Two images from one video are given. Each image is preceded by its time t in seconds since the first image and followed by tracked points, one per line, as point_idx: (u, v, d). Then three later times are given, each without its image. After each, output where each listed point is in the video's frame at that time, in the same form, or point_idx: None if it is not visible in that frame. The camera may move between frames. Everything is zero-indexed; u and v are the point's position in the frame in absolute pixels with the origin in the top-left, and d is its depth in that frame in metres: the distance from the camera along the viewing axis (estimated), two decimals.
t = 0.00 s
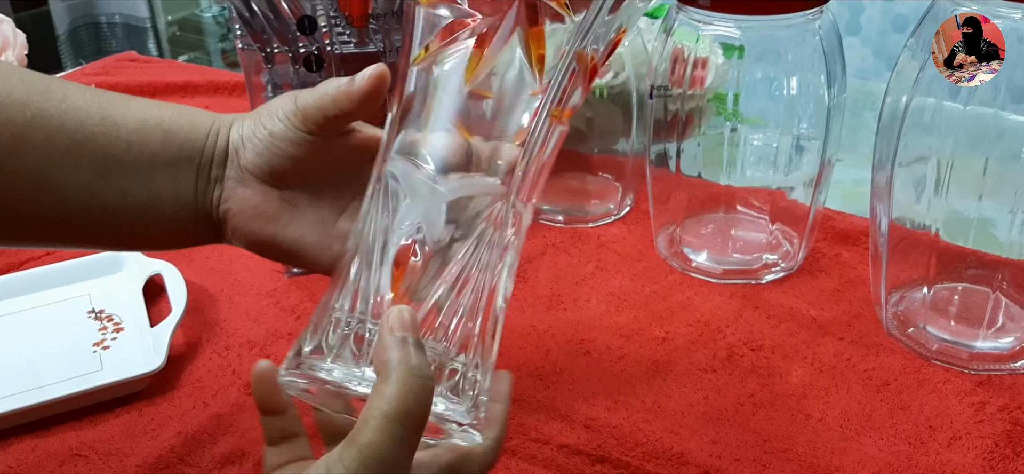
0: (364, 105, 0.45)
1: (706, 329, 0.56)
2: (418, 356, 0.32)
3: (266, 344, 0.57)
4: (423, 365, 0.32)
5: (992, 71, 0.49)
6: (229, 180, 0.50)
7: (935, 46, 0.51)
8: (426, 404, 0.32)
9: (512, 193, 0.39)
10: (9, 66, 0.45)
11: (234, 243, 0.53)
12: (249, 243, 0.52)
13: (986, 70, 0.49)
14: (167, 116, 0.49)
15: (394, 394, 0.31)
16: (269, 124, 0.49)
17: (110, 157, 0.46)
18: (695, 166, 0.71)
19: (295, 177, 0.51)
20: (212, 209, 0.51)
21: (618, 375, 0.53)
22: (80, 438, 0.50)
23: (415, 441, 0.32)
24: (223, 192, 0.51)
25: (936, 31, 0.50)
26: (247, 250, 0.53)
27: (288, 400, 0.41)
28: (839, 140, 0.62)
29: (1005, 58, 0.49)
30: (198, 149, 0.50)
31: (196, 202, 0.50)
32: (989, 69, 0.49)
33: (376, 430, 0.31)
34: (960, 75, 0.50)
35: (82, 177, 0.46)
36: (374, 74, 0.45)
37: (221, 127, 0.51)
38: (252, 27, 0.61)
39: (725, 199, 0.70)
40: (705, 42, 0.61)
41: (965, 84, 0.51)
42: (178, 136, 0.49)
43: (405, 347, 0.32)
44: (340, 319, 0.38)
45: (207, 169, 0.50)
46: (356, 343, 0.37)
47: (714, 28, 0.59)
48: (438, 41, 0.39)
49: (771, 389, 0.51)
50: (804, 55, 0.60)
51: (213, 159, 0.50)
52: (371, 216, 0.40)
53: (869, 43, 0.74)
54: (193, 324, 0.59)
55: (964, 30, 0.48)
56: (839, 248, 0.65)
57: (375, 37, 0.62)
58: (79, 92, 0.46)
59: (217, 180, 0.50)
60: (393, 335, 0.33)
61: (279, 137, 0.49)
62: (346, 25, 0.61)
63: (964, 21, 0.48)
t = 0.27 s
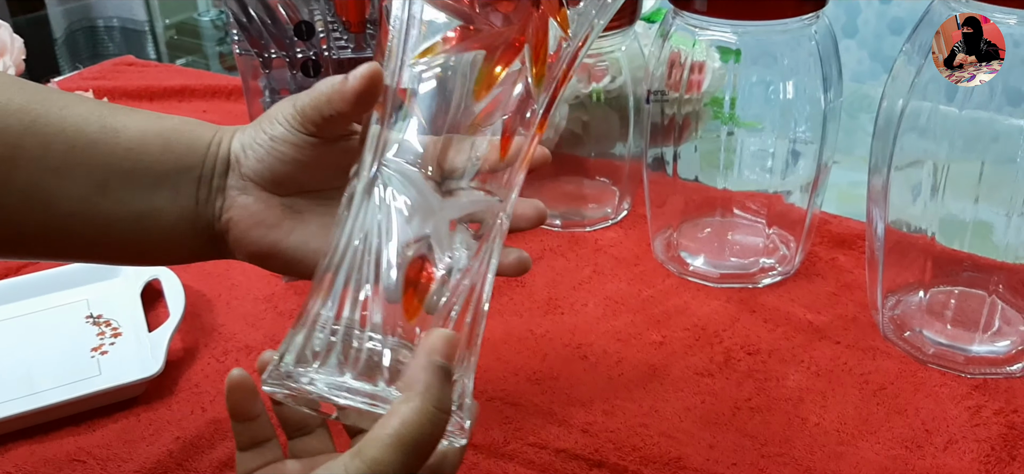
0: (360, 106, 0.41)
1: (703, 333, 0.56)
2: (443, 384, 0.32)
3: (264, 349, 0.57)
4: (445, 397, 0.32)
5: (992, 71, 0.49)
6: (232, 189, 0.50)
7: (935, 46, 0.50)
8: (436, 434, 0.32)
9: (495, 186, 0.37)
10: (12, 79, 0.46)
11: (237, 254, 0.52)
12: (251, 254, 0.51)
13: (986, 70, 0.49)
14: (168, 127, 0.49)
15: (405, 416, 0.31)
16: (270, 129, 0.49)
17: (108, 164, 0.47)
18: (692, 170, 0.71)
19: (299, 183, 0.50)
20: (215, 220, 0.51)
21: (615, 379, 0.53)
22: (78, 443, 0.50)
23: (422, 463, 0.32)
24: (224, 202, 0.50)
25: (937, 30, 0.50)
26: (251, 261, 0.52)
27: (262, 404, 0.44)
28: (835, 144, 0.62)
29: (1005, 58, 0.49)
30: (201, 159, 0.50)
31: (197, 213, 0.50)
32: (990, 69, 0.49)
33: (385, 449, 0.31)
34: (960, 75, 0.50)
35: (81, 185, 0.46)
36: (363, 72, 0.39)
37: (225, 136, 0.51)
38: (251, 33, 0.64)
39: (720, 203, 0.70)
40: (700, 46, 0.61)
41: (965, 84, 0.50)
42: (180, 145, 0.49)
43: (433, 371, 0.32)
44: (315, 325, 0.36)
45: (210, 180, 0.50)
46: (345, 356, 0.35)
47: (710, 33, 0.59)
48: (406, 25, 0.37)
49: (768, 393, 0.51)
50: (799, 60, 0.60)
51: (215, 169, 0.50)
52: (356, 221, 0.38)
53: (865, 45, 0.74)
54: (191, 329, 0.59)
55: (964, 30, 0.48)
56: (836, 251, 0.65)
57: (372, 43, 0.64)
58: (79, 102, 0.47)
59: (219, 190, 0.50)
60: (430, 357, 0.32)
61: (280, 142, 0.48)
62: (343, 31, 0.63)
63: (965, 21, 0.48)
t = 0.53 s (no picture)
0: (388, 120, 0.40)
1: (709, 337, 0.57)
2: (361, 354, 0.33)
3: (271, 353, 0.57)
4: (360, 365, 0.33)
5: (992, 71, 0.49)
6: (246, 193, 0.51)
7: (934, 46, 0.51)
8: (357, 399, 0.33)
9: (504, 198, 0.38)
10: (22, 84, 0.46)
11: (250, 259, 0.52)
12: (267, 258, 0.52)
13: (986, 70, 0.49)
14: (178, 130, 0.50)
15: (331, 396, 0.33)
16: (286, 135, 0.49)
17: (118, 165, 0.47)
18: (697, 173, 0.71)
19: (312, 190, 0.51)
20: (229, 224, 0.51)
21: (622, 383, 0.53)
22: (87, 446, 0.50)
23: (356, 429, 0.34)
24: (239, 206, 0.51)
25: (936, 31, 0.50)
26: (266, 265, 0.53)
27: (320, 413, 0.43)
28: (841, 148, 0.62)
29: (1005, 58, 0.49)
30: (215, 163, 0.50)
31: (209, 215, 0.50)
32: (989, 69, 0.50)
33: (315, 419, 0.33)
34: (960, 75, 0.50)
35: (92, 185, 0.46)
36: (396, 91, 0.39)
37: (238, 141, 0.51)
38: (258, 37, 0.64)
39: (726, 208, 0.70)
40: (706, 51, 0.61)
41: (965, 84, 0.51)
42: (191, 149, 0.49)
43: (348, 344, 0.33)
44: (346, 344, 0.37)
45: (222, 183, 0.50)
46: (379, 377, 0.37)
47: (716, 38, 0.59)
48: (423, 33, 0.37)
49: (774, 397, 0.51)
50: (806, 64, 0.60)
51: (227, 173, 0.50)
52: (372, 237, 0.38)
53: (867, 49, 0.75)
54: (198, 333, 0.59)
55: (964, 30, 0.49)
56: (841, 255, 0.65)
57: (380, 47, 0.65)
58: (89, 105, 0.47)
59: (233, 194, 0.51)
60: (341, 332, 0.33)
61: (298, 148, 0.49)
62: (350, 36, 0.64)
63: (964, 21, 0.48)
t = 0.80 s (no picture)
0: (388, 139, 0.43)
1: (712, 340, 0.56)
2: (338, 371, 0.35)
3: (272, 356, 0.57)
4: (337, 376, 0.35)
5: (992, 71, 0.49)
6: (229, 201, 0.50)
7: (934, 46, 0.50)
8: (344, 411, 0.34)
9: (499, 224, 0.39)
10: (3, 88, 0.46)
11: (231, 265, 0.52)
12: (248, 267, 0.52)
13: (986, 70, 0.49)
14: (163, 136, 0.49)
15: (314, 407, 0.33)
16: (278, 147, 0.49)
17: (102, 172, 0.46)
18: (700, 176, 0.71)
19: (300, 201, 0.51)
20: (212, 232, 0.51)
21: (624, 387, 0.52)
22: (86, 450, 0.50)
23: (346, 446, 0.34)
24: (222, 214, 0.50)
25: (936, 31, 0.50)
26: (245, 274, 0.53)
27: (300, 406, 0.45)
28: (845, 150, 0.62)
29: (1005, 58, 0.49)
30: (200, 171, 0.50)
31: (192, 222, 0.50)
32: (989, 69, 0.49)
33: (302, 437, 0.33)
34: (960, 75, 0.50)
35: (75, 193, 0.46)
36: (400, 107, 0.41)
37: (224, 148, 0.51)
38: (259, 39, 0.65)
39: (729, 210, 0.69)
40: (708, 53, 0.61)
41: (965, 84, 0.50)
42: (176, 155, 0.49)
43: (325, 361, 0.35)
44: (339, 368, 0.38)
45: (206, 190, 0.50)
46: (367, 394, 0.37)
47: (719, 40, 0.59)
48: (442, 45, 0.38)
49: (777, 401, 0.51)
50: (810, 66, 0.60)
51: (212, 180, 0.50)
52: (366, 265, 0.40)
53: (869, 51, 0.74)
54: (198, 336, 0.59)
55: (964, 30, 0.48)
56: (844, 258, 0.64)
57: (381, 49, 0.65)
58: (71, 110, 0.47)
59: (215, 202, 0.50)
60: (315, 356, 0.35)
61: (289, 161, 0.49)
62: (351, 37, 0.64)
63: (965, 21, 0.48)
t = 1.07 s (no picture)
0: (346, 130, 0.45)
1: (709, 361, 0.55)
2: (358, 397, 0.33)
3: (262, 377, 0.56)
4: (360, 407, 0.33)
5: (992, 69, 0.48)
6: (206, 207, 0.50)
7: (935, 45, 0.49)
8: (364, 447, 0.32)
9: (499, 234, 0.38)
10: None
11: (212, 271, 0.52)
12: (228, 272, 0.52)
13: (986, 69, 0.48)
14: (140, 143, 0.48)
15: (331, 442, 0.32)
16: (247, 149, 0.48)
17: (80, 186, 0.46)
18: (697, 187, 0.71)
19: (273, 202, 0.51)
20: (191, 239, 0.51)
21: (619, 409, 0.52)
22: None
23: None
24: (199, 221, 0.50)
25: (937, 29, 0.49)
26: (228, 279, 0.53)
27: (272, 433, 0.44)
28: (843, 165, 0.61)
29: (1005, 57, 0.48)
30: (175, 178, 0.49)
31: (171, 232, 0.50)
32: (989, 67, 0.48)
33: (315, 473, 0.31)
34: (961, 74, 0.49)
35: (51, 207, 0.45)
36: (358, 98, 0.44)
37: (198, 153, 0.50)
38: (251, 55, 0.66)
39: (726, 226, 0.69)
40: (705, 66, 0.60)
41: (967, 80, 0.50)
42: (152, 164, 0.48)
43: (344, 388, 0.33)
44: (319, 361, 0.37)
45: (184, 198, 0.49)
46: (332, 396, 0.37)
47: (716, 56, 0.58)
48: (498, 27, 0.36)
49: (774, 424, 0.50)
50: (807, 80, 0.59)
51: (188, 186, 0.50)
52: (351, 256, 0.39)
53: (870, 57, 0.73)
54: (188, 355, 0.58)
55: (965, 30, 0.46)
56: (843, 276, 0.64)
57: (375, 64, 0.63)
58: (46, 119, 0.46)
59: (192, 208, 0.50)
60: (331, 374, 0.33)
61: (259, 163, 0.48)
62: (344, 52, 0.63)
63: (964, 21, 0.46)
